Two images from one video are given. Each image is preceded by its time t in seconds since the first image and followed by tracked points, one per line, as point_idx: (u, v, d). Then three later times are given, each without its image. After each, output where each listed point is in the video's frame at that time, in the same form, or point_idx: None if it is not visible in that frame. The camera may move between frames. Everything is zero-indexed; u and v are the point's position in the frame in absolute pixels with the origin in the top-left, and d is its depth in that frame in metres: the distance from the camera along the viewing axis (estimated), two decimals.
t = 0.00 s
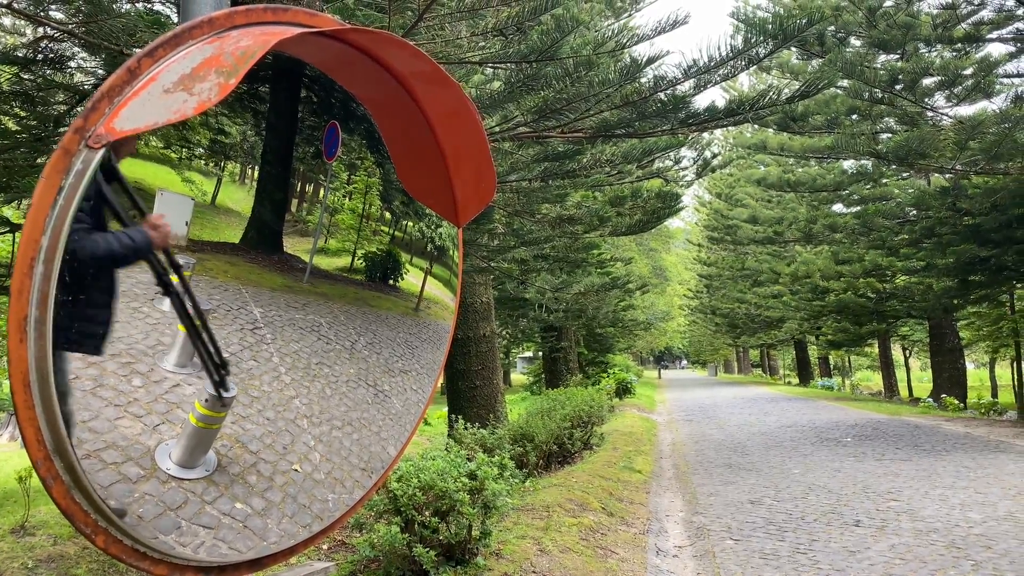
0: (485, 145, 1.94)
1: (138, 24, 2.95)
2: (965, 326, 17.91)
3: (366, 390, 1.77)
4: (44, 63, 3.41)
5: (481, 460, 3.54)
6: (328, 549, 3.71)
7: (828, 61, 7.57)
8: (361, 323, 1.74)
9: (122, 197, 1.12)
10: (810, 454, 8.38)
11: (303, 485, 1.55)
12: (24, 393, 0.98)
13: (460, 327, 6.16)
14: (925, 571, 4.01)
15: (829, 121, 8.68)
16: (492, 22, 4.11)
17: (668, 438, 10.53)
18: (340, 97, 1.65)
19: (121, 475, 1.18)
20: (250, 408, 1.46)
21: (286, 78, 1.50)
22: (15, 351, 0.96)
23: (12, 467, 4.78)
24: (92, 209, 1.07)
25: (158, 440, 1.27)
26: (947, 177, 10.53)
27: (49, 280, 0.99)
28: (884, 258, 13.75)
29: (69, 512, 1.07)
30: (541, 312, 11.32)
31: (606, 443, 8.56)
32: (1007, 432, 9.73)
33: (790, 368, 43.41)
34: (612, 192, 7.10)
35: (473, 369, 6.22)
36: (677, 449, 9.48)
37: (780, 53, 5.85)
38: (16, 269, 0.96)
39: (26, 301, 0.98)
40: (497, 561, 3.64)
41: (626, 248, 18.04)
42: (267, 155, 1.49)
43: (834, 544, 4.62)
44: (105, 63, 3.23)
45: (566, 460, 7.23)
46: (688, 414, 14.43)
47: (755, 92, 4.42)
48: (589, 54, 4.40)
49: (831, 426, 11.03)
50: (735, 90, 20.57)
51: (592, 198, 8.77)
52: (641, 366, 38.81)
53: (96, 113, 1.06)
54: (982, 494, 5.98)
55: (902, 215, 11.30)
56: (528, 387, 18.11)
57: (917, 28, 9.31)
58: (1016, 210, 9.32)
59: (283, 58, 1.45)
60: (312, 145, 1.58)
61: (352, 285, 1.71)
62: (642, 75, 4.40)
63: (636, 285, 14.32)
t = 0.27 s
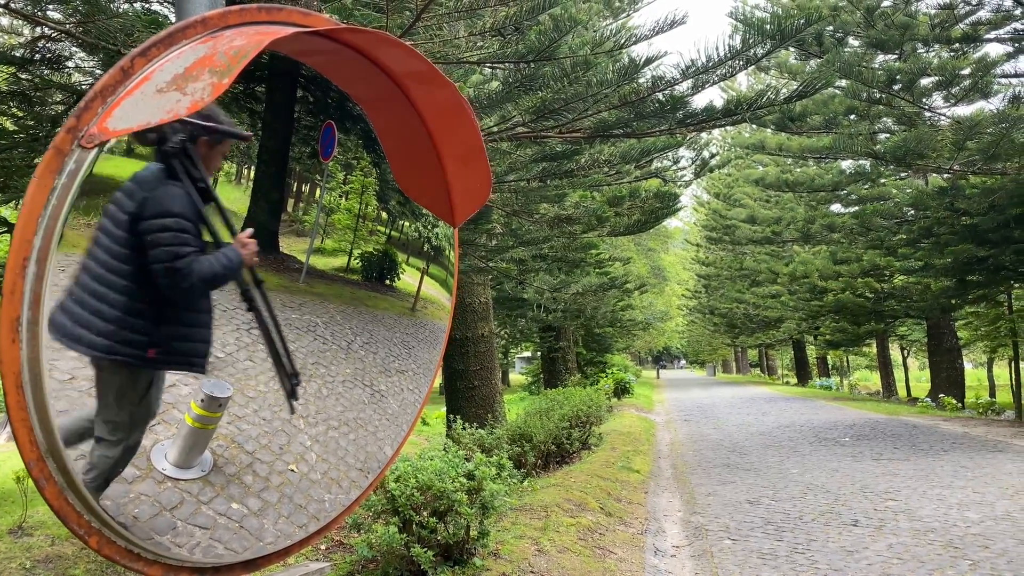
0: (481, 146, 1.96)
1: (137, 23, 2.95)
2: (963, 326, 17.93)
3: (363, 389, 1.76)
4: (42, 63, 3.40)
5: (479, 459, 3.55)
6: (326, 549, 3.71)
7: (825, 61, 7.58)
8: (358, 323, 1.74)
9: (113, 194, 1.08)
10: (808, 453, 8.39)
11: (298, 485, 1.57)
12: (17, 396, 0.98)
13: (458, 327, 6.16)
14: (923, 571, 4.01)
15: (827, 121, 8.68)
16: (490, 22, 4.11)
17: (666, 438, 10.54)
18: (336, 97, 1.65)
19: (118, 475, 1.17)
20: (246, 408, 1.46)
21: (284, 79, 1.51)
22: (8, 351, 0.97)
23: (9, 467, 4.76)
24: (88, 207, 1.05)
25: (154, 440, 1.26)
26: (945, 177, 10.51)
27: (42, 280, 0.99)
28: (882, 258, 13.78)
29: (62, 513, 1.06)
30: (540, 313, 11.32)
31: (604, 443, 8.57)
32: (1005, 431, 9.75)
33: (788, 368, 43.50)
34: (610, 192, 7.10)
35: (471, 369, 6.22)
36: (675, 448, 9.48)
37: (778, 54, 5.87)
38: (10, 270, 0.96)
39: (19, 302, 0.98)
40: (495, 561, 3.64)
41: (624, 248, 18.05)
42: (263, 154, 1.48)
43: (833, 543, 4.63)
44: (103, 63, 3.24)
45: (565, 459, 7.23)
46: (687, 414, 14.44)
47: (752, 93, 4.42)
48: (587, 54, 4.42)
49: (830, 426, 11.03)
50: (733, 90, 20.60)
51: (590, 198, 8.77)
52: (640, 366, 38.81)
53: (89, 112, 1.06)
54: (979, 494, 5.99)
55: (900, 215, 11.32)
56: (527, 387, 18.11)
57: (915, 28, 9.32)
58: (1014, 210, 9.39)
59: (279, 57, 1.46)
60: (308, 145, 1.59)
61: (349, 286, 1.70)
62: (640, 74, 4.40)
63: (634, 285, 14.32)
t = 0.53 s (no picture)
0: (477, 145, 1.97)
1: (136, 23, 2.95)
2: (962, 325, 17.94)
3: (360, 390, 1.76)
4: (40, 63, 3.38)
5: (477, 459, 3.54)
6: (324, 549, 3.71)
7: (824, 61, 7.59)
8: (355, 323, 1.71)
9: (110, 194, 1.12)
10: (807, 453, 8.40)
11: (297, 485, 1.58)
12: (12, 396, 0.99)
13: (457, 327, 6.15)
14: (921, 571, 4.02)
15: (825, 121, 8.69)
16: (489, 22, 4.11)
17: (666, 438, 10.55)
18: (334, 97, 1.62)
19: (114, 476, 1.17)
20: (245, 408, 1.44)
21: (280, 78, 1.47)
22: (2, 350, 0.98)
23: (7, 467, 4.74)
24: (82, 207, 1.08)
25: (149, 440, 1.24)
26: (944, 177, 10.52)
27: (36, 281, 1.00)
28: (880, 258, 13.79)
29: (57, 514, 1.07)
30: (539, 313, 11.32)
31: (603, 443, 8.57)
32: (1004, 431, 9.76)
33: (787, 367, 43.56)
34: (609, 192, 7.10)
35: (470, 369, 6.22)
36: (675, 449, 9.47)
37: (776, 54, 5.87)
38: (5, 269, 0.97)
39: (14, 302, 0.98)
40: (493, 561, 3.64)
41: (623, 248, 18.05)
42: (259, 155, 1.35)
43: (831, 543, 4.63)
44: (101, 63, 3.23)
45: (563, 459, 7.24)
46: (685, 413, 14.45)
47: (751, 93, 4.42)
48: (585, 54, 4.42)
49: (829, 425, 11.04)
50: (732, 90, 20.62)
51: (589, 199, 8.78)
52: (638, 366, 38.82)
53: (84, 112, 1.07)
54: (978, 493, 6.00)
55: (898, 215, 11.33)
56: (526, 386, 18.11)
57: (914, 28, 9.32)
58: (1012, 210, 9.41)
59: (275, 58, 1.45)
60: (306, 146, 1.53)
61: (347, 285, 1.66)
62: (639, 75, 4.40)
63: (633, 285, 14.32)
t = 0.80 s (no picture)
0: (474, 142, 1.95)
1: (134, 21, 2.93)
2: (960, 325, 17.96)
3: (358, 388, 1.74)
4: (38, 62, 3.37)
5: (475, 459, 3.53)
6: (322, 549, 3.70)
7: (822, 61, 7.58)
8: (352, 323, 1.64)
9: (107, 192, 1.13)
10: (806, 453, 8.40)
11: (293, 484, 1.58)
12: (5, 394, 0.98)
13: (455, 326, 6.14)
14: (920, 570, 4.02)
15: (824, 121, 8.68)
16: (487, 22, 4.09)
17: (664, 437, 10.56)
18: (331, 94, 1.61)
19: (110, 475, 1.16)
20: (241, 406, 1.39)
21: (277, 76, 1.47)
22: None
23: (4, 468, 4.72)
24: (78, 204, 1.08)
25: (147, 440, 1.23)
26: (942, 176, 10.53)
27: (29, 277, 1.00)
28: (878, 258, 13.80)
29: (51, 513, 1.07)
30: (537, 312, 11.32)
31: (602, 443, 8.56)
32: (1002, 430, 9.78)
33: (785, 366, 43.60)
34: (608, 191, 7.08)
35: (468, 369, 6.21)
36: (673, 448, 9.48)
37: (774, 53, 5.86)
38: None
39: (6, 299, 0.98)
40: (492, 561, 3.64)
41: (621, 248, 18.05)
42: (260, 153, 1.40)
43: (830, 543, 4.63)
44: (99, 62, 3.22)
45: (562, 459, 7.24)
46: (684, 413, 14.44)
47: (749, 93, 4.42)
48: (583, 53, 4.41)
49: (827, 425, 11.04)
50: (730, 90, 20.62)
51: (587, 198, 8.77)
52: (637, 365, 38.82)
53: (77, 109, 1.05)
54: (976, 493, 6.00)
55: (897, 215, 11.33)
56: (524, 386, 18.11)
57: (912, 27, 9.32)
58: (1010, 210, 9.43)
59: (271, 54, 1.45)
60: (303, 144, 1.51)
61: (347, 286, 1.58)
62: (637, 74, 4.40)
63: (631, 285, 14.31)
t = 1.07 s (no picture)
0: (473, 142, 1.94)
1: (132, 20, 2.93)
2: (959, 325, 17.98)
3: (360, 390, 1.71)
4: (37, 62, 3.27)
5: (474, 459, 3.52)
6: (320, 549, 3.70)
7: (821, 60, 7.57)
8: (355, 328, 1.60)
9: (103, 191, 1.12)
10: (805, 452, 8.39)
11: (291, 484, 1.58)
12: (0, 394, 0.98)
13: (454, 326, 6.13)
14: (918, 569, 4.02)
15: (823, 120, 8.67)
16: (485, 21, 4.09)
17: (663, 437, 10.55)
18: (328, 94, 1.61)
19: (107, 475, 1.16)
20: (238, 406, 1.41)
21: (276, 76, 1.47)
22: None
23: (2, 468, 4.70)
24: (75, 203, 1.08)
25: (144, 440, 1.22)
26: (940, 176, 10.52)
27: (23, 277, 1.00)
28: (877, 257, 13.81)
29: (46, 514, 1.07)
30: (536, 311, 11.31)
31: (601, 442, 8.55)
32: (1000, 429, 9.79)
33: (784, 365, 43.61)
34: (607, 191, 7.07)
35: (467, 368, 6.21)
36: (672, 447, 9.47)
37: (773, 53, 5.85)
38: None
39: None
40: (490, 561, 3.63)
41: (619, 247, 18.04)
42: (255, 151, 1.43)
43: (828, 542, 4.63)
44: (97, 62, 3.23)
45: (561, 458, 7.24)
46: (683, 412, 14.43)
47: (748, 92, 4.41)
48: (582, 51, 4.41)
49: (826, 424, 11.05)
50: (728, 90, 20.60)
51: (586, 198, 8.76)
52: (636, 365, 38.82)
53: (72, 107, 1.05)
54: (974, 492, 6.01)
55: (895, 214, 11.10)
56: (523, 386, 18.09)
57: (911, 27, 9.32)
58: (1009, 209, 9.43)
59: (271, 53, 1.44)
60: (301, 142, 1.51)
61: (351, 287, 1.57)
62: (635, 73, 4.40)
63: (629, 284, 14.30)
